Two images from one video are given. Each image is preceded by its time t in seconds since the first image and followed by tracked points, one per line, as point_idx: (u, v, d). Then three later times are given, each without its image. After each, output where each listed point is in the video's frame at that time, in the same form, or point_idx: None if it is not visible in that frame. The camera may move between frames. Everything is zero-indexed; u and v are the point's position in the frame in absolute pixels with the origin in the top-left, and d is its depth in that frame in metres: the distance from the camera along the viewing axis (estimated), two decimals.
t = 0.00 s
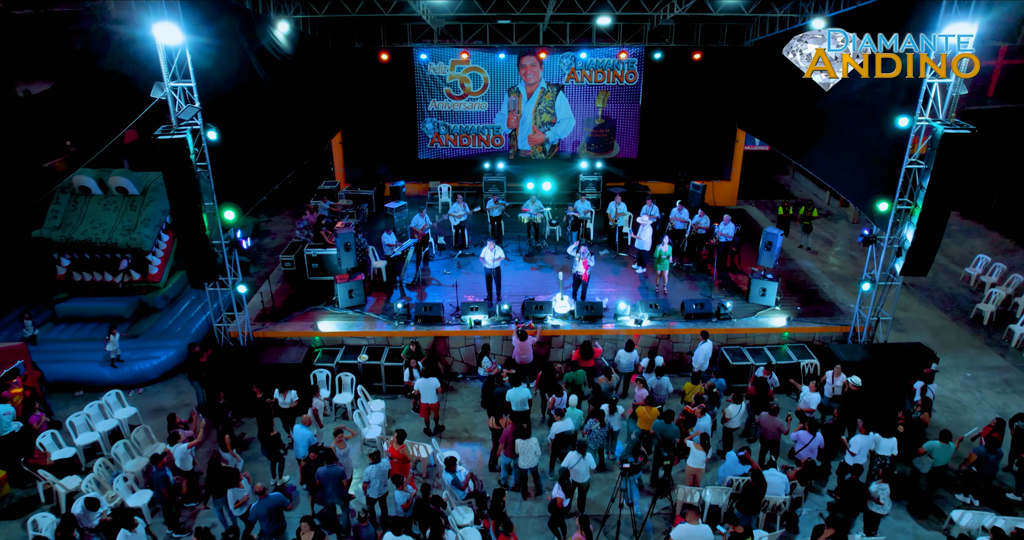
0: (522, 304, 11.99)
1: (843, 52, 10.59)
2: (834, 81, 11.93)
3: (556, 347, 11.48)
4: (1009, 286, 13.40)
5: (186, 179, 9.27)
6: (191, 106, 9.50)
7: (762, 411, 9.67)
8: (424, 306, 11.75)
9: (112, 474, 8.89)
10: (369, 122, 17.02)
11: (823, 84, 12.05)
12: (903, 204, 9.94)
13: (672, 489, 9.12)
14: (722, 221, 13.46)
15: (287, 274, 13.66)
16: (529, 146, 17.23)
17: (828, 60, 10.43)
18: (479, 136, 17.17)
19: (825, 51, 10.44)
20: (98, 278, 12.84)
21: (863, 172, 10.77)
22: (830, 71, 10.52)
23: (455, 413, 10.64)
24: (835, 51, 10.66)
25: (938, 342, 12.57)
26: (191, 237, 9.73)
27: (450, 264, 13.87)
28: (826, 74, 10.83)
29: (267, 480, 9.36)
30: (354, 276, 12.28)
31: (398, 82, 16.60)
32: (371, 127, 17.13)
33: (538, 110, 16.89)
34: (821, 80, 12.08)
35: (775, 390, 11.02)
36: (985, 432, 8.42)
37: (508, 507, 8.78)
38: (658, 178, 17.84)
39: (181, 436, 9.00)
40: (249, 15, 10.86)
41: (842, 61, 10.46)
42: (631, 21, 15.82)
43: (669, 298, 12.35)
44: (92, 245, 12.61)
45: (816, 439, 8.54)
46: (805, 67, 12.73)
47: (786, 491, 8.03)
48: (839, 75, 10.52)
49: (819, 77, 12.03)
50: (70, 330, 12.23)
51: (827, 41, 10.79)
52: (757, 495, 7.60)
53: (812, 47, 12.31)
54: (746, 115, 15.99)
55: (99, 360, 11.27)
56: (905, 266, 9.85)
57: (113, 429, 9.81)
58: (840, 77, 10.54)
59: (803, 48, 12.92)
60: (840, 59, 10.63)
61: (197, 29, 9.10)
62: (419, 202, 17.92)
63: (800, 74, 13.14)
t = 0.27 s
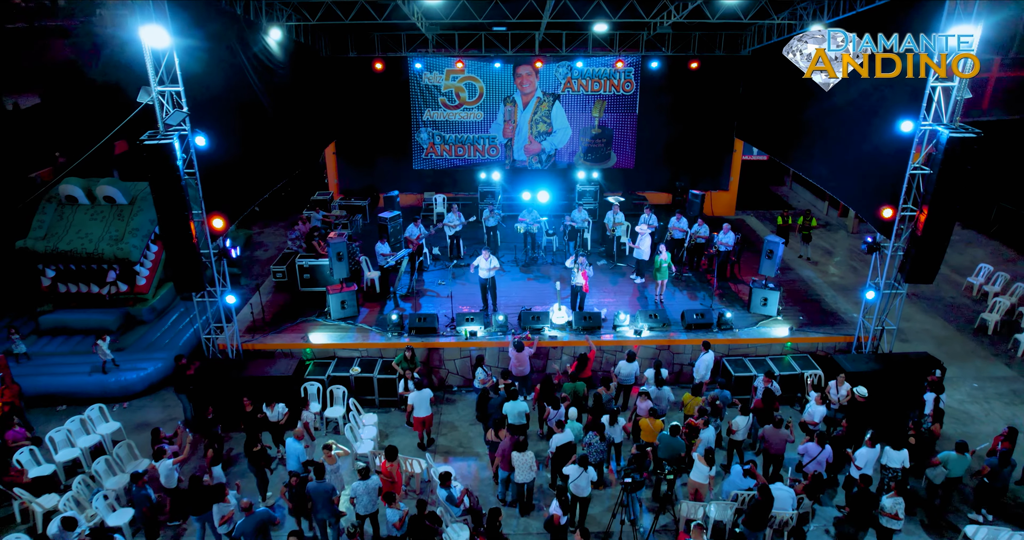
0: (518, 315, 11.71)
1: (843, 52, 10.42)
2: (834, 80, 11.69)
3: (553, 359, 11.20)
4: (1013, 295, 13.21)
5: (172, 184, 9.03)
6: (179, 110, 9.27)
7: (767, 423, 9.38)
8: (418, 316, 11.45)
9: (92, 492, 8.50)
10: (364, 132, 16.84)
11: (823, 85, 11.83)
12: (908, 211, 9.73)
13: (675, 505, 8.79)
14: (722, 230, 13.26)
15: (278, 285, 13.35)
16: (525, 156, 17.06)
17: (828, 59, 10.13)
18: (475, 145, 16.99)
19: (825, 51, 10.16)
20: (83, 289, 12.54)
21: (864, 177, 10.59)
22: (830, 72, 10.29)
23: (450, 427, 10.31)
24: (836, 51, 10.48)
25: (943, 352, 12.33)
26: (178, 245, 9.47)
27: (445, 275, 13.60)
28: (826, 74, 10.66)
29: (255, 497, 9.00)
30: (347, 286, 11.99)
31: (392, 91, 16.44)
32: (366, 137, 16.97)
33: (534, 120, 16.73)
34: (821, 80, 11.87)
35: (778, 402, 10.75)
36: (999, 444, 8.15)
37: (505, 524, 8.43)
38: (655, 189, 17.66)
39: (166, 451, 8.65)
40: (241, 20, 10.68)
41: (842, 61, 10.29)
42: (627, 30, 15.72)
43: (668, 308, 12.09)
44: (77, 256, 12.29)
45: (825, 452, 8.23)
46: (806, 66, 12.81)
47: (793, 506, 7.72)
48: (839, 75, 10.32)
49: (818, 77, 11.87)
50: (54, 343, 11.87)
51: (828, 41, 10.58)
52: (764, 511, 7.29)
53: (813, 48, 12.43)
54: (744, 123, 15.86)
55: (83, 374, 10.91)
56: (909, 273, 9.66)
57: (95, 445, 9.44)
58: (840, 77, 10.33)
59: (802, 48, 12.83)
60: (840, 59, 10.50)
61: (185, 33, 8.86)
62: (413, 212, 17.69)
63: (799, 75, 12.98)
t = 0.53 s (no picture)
0: (514, 322, 11.40)
1: (843, 52, 10.43)
2: (833, 80, 11.55)
3: (550, 367, 10.93)
4: (1016, 301, 13.00)
5: (157, 188, 8.74)
6: (165, 112, 9.00)
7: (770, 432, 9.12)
8: (412, 324, 11.15)
9: (71, 509, 8.14)
10: (357, 138, 16.61)
11: (823, 85, 11.67)
12: (913, 214, 9.55)
13: (678, 518, 8.49)
14: (721, 235, 13.04)
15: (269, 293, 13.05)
16: (521, 163, 16.85)
17: (827, 60, 10.20)
18: (469, 152, 16.78)
19: (825, 51, 10.22)
20: (68, 298, 12.25)
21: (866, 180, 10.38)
22: (830, 71, 10.36)
23: (444, 439, 10.00)
24: (835, 51, 10.51)
25: (947, 358, 12.09)
26: (163, 251, 9.15)
27: (439, 282, 13.32)
28: (826, 75, 10.72)
29: (242, 512, 8.66)
30: (338, 294, 11.69)
31: (386, 97, 16.21)
32: (359, 143, 16.72)
33: (529, 126, 16.52)
34: (821, 80, 11.69)
35: (781, 410, 10.50)
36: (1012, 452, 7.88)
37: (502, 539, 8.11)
38: (652, 195, 17.45)
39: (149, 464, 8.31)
40: (229, 22, 10.43)
41: (842, 62, 10.34)
42: (624, 34, 15.58)
43: (668, 315, 11.82)
44: (61, 264, 12.01)
45: (836, 461, 8.00)
46: (805, 67, 12.59)
47: (800, 518, 7.45)
48: (838, 76, 10.41)
49: (818, 77, 11.69)
50: (36, 353, 11.53)
51: (827, 42, 10.62)
52: (771, 525, 6.99)
53: (813, 48, 12.16)
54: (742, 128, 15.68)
55: (66, 385, 10.57)
56: (915, 278, 9.45)
57: (76, 459, 9.08)
58: (839, 78, 10.43)
59: (802, 48, 12.60)
60: (841, 60, 10.52)
61: (172, 32, 8.63)
62: (407, 220, 17.44)
63: (799, 75, 12.77)
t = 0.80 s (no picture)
0: (510, 328, 11.12)
1: (843, 52, 10.22)
2: (834, 81, 11.35)
3: (547, 374, 10.64)
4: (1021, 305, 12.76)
5: (141, 190, 8.46)
6: (149, 112, 8.72)
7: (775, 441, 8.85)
8: (405, 330, 10.84)
9: (48, 524, 7.79)
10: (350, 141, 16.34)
11: (823, 85, 11.46)
12: (918, 216, 9.35)
13: (680, 531, 8.19)
14: (721, 239, 12.80)
15: (259, 299, 12.73)
16: (516, 166, 16.61)
17: (827, 60, 10.05)
18: (465, 155, 16.53)
19: (825, 51, 10.05)
20: (51, 303, 11.92)
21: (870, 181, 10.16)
22: (829, 72, 10.22)
23: (438, 448, 9.70)
24: (835, 51, 10.28)
25: (953, 364, 11.85)
26: (145, 255, 8.84)
27: (434, 287, 13.03)
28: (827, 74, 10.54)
29: (228, 526, 8.32)
30: (330, 299, 11.39)
31: (379, 99, 15.96)
32: (351, 147, 16.45)
33: (525, 129, 16.29)
34: (821, 80, 11.48)
35: (784, 418, 10.24)
36: None
37: None
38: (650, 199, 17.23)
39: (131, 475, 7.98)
40: (218, 20, 10.18)
41: (843, 61, 10.15)
42: (621, 36, 15.41)
43: (667, 320, 11.55)
44: (45, 268, 11.69)
45: (849, 472, 7.73)
46: (805, 67, 12.39)
47: (808, 530, 7.16)
48: (839, 76, 10.20)
49: (818, 78, 11.49)
50: (18, 361, 11.19)
51: (827, 41, 10.40)
52: (776, 537, 6.71)
53: (813, 48, 11.91)
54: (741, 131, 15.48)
55: (47, 394, 10.23)
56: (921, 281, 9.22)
57: (55, 471, 8.74)
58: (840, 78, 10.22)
59: (802, 48, 12.44)
60: (841, 60, 10.34)
61: (157, 30, 8.37)
62: (402, 224, 17.16)
63: (800, 76, 12.53)
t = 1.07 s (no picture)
0: (510, 333, 10.84)
1: (843, 52, 10.60)
2: (833, 80, 11.43)
3: (548, 380, 10.36)
4: None
5: (129, 189, 8.19)
6: (138, 110, 8.46)
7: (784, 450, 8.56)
8: (402, 335, 10.56)
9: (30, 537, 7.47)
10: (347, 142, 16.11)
11: (823, 85, 11.56)
12: (929, 217, 9.08)
13: None
14: (725, 242, 12.55)
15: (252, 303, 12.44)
16: (516, 168, 16.36)
17: (828, 59, 10.68)
18: (463, 157, 16.28)
19: (825, 51, 10.68)
20: (40, 308, 11.64)
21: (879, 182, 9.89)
22: (830, 72, 10.85)
23: (436, 457, 9.41)
24: (836, 51, 10.67)
25: (963, 370, 11.57)
26: (133, 258, 8.56)
27: (432, 291, 12.74)
28: (828, 73, 11.09)
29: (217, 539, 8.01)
30: (325, 304, 11.11)
31: (377, 100, 15.72)
32: (348, 148, 16.20)
33: (525, 130, 16.04)
34: (821, 80, 11.59)
35: (791, 425, 9.96)
36: None
37: None
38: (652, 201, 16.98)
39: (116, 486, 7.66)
40: (211, 16, 9.94)
41: (843, 62, 10.69)
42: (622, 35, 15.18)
43: (671, 325, 11.28)
44: (33, 272, 11.41)
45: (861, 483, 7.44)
46: (806, 66, 12.19)
47: None
48: (839, 76, 10.78)
49: (818, 77, 11.61)
50: (5, 367, 10.90)
51: (828, 41, 10.79)
52: None
53: (813, 47, 11.85)
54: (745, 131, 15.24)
55: (34, 401, 9.94)
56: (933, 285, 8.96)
57: (39, 482, 8.42)
58: (840, 78, 10.82)
59: (803, 48, 12.29)
60: (841, 60, 10.78)
61: (145, 26, 8.11)
62: (399, 227, 16.88)
63: (800, 75, 12.49)
